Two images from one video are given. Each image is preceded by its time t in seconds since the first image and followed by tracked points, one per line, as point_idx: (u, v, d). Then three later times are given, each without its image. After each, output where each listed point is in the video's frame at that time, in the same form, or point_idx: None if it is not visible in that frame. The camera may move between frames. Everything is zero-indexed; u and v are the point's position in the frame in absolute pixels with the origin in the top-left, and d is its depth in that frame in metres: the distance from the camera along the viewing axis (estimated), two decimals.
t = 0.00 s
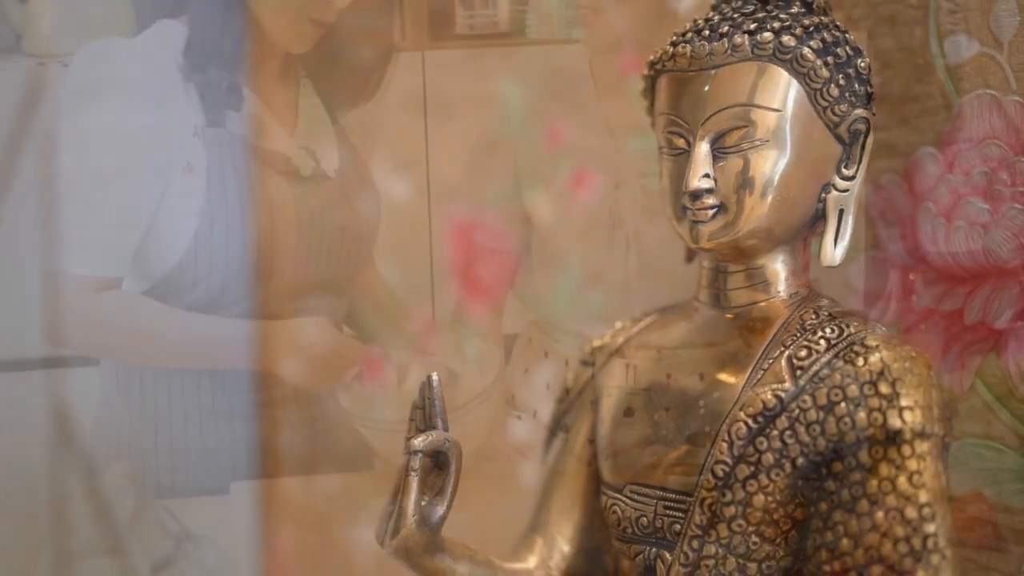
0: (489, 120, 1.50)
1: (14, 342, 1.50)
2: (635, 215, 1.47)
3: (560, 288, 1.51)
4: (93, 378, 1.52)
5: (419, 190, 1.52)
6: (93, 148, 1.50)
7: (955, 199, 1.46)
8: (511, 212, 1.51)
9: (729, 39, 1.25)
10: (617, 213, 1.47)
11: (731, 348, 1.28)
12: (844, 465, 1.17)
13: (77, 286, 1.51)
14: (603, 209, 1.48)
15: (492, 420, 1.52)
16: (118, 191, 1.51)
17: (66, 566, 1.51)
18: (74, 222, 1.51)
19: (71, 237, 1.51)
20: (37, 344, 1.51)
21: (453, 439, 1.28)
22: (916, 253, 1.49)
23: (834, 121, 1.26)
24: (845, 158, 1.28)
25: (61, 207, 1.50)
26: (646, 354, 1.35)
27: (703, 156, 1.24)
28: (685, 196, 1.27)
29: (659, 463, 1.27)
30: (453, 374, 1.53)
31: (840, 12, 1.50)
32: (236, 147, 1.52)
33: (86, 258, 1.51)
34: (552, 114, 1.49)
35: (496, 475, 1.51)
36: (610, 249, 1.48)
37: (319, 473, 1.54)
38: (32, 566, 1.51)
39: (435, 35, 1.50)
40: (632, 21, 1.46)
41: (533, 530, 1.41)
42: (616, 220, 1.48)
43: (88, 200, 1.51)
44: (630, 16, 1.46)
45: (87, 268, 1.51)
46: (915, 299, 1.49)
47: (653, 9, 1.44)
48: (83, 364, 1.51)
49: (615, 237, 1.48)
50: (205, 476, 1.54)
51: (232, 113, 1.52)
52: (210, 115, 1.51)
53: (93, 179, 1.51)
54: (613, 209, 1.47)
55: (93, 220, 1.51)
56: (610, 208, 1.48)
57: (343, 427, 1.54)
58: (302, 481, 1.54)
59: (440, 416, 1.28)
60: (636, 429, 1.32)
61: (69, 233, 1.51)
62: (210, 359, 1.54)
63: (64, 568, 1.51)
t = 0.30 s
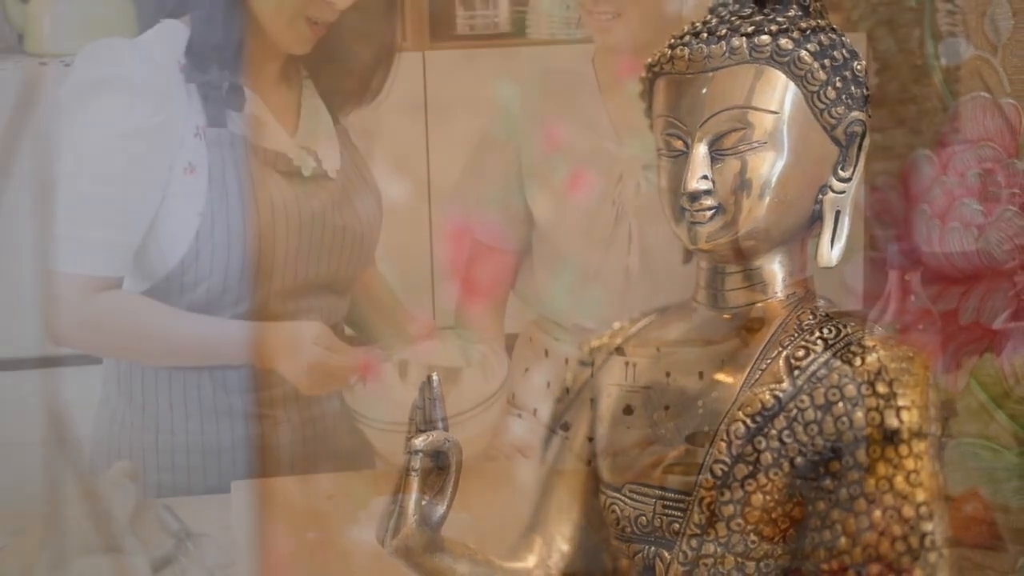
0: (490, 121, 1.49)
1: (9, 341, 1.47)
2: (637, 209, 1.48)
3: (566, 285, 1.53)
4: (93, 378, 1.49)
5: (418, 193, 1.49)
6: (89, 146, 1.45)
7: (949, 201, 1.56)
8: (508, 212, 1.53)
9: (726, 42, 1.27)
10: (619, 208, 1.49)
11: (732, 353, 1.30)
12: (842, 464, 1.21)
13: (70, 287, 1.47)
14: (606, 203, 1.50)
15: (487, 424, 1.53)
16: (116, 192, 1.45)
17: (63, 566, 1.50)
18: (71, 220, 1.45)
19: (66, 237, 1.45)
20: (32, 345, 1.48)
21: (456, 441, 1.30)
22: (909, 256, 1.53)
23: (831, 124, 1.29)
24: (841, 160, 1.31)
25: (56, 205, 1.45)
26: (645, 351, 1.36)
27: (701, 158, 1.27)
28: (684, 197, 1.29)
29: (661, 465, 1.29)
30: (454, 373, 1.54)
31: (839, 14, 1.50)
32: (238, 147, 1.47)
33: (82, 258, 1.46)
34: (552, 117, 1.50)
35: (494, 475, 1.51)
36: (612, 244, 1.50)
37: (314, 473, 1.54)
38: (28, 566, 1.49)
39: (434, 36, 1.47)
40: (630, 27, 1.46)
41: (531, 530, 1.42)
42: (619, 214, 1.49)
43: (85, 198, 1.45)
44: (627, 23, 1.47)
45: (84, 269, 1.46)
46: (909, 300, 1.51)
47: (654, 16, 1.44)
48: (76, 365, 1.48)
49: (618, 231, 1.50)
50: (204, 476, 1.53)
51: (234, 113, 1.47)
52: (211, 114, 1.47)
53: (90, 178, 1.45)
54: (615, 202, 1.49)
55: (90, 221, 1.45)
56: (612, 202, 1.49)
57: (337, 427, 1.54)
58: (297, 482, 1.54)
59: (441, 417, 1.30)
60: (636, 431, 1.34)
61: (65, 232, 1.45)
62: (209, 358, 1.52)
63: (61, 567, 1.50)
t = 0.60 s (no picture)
0: (490, 122, 1.46)
1: (8, 341, 1.46)
2: (635, 208, 1.48)
3: (565, 288, 1.51)
4: (93, 378, 1.46)
5: (417, 195, 1.45)
6: (91, 143, 1.39)
7: (947, 204, 1.58)
8: (508, 213, 1.49)
9: (727, 47, 1.38)
10: (618, 207, 1.49)
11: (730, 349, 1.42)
12: (841, 465, 1.35)
13: (71, 285, 1.43)
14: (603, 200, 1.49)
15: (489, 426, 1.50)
16: (115, 191, 1.39)
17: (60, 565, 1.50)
18: (71, 220, 1.41)
19: (65, 238, 1.42)
20: (28, 345, 1.45)
21: (458, 442, 1.39)
22: (907, 259, 1.56)
23: (829, 126, 1.40)
24: (839, 164, 1.42)
25: (57, 204, 1.41)
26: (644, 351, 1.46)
27: (702, 161, 1.38)
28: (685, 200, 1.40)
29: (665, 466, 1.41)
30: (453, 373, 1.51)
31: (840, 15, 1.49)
32: (240, 149, 1.40)
33: (82, 258, 1.41)
34: (551, 117, 1.47)
35: (493, 473, 1.51)
36: (611, 239, 1.50)
37: (312, 473, 1.51)
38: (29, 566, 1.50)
39: (435, 37, 1.43)
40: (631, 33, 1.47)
41: (531, 530, 1.49)
42: (616, 212, 1.49)
43: (86, 197, 1.40)
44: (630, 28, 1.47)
45: (85, 269, 1.42)
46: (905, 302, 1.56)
47: (654, 19, 1.45)
48: (74, 367, 1.45)
49: (616, 226, 1.49)
50: (205, 475, 1.51)
51: (237, 114, 1.40)
52: (213, 116, 1.39)
53: (89, 177, 1.40)
54: (614, 199, 1.49)
55: (89, 221, 1.40)
56: (611, 200, 1.49)
57: (335, 429, 1.50)
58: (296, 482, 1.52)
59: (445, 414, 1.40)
60: (637, 429, 1.45)
61: (64, 233, 1.41)
62: (210, 362, 1.47)
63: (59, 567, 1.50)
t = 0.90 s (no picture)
0: (490, 122, 1.43)
1: (7, 341, 1.47)
2: (635, 208, 1.45)
3: (564, 290, 1.47)
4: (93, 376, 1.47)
5: (417, 196, 1.43)
6: (96, 145, 1.40)
7: (944, 207, 1.60)
8: (506, 216, 1.45)
9: (726, 50, 1.39)
10: (615, 208, 1.46)
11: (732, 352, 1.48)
12: (839, 466, 1.45)
13: (83, 288, 1.44)
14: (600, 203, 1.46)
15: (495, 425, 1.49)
16: (118, 192, 1.39)
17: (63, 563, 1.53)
18: (78, 222, 1.42)
19: (72, 243, 1.43)
20: (27, 343, 1.47)
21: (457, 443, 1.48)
22: (904, 261, 1.58)
23: (829, 130, 1.41)
24: (838, 168, 1.43)
25: (65, 207, 1.43)
26: (643, 351, 1.49)
27: (700, 164, 1.40)
28: (683, 203, 1.42)
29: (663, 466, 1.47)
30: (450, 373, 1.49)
31: (838, 16, 1.48)
32: (241, 149, 1.38)
33: (91, 260, 1.43)
34: (549, 118, 1.44)
35: (494, 472, 1.50)
36: (609, 241, 1.47)
37: (311, 472, 1.49)
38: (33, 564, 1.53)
39: (435, 39, 1.40)
40: (629, 36, 1.43)
41: (530, 530, 1.52)
42: (613, 214, 1.46)
43: (93, 201, 1.41)
44: (627, 32, 1.43)
45: (96, 272, 1.43)
46: (903, 304, 1.61)
47: (654, 19, 1.43)
48: (71, 367, 1.46)
49: (614, 226, 1.46)
50: (205, 475, 1.49)
51: (238, 115, 1.38)
52: (214, 116, 1.38)
53: (97, 180, 1.40)
54: (611, 201, 1.46)
55: (97, 223, 1.41)
56: (608, 201, 1.46)
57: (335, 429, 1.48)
58: (296, 481, 1.49)
59: (440, 410, 1.46)
60: (636, 429, 1.50)
61: (71, 236, 1.43)
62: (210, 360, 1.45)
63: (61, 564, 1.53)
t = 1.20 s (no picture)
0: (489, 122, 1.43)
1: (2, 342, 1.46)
2: (633, 207, 1.45)
3: (564, 290, 1.47)
4: (93, 376, 1.47)
5: (417, 195, 1.43)
6: (101, 145, 1.38)
7: (938, 208, 1.63)
8: (505, 216, 1.45)
9: (723, 53, 1.44)
10: (614, 207, 1.45)
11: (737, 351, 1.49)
12: (834, 464, 1.58)
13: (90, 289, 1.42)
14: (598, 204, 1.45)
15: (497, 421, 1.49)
16: (122, 191, 1.38)
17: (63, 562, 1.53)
18: (85, 224, 1.40)
19: (80, 244, 1.41)
20: (21, 344, 1.46)
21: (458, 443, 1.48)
22: (901, 261, 1.60)
23: (824, 131, 1.48)
24: (834, 169, 1.50)
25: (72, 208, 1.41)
26: (643, 351, 1.49)
27: (697, 166, 1.44)
28: (680, 206, 1.44)
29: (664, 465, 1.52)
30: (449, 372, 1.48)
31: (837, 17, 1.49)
32: (243, 148, 1.38)
33: (97, 261, 1.41)
34: (548, 120, 1.44)
35: (495, 471, 1.51)
36: (607, 241, 1.46)
37: (311, 472, 1.50)
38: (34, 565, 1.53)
39: (436, 39, 1.39)
40: (626, 37, 1.43)
41: (529, 529, 1.53)
42: (613, 213, 1.45)
43: (100, 201, 1.39)
44: (626, 32, 1.43)
45: (103, 272, 1.41)
46: (901, 303, 1.62)
47: (653, 19, 1.42)
48: (70, 367, 1.46)
49: (613, 225, 1.46)
50: (206, 474, 1.50)
51: (239, 113, 1.38)
52: (217, 115, 1.37)
53: (104, 179, 1.39)
54: (609, 201, 1.45)
55: (105, 223, 1.39)
56: (606, 201, 1.45)
57: (340, 431, 1.49)
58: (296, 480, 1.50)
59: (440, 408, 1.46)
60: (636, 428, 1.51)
61: (76, 236, 1.41)
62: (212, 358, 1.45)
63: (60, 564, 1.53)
